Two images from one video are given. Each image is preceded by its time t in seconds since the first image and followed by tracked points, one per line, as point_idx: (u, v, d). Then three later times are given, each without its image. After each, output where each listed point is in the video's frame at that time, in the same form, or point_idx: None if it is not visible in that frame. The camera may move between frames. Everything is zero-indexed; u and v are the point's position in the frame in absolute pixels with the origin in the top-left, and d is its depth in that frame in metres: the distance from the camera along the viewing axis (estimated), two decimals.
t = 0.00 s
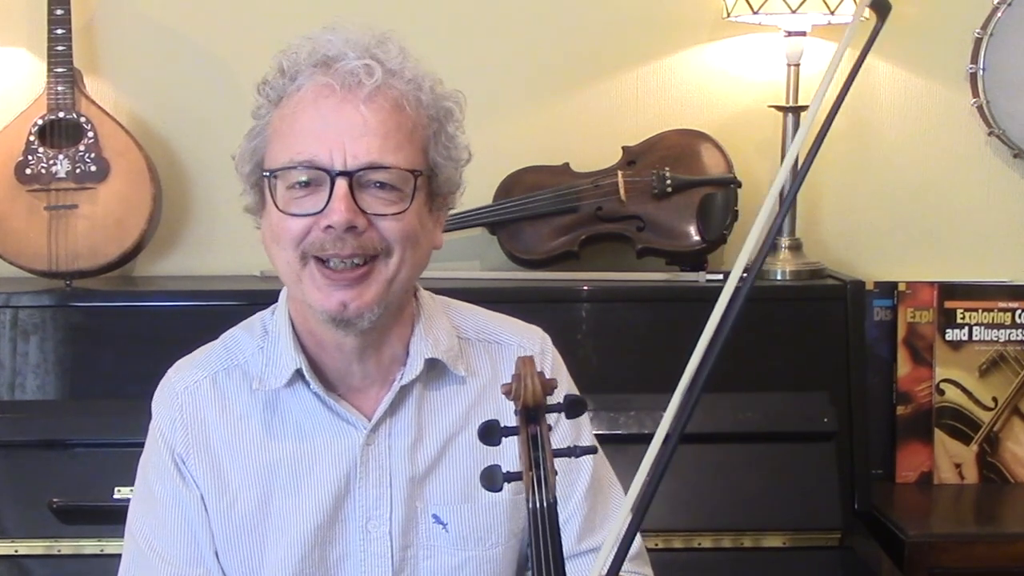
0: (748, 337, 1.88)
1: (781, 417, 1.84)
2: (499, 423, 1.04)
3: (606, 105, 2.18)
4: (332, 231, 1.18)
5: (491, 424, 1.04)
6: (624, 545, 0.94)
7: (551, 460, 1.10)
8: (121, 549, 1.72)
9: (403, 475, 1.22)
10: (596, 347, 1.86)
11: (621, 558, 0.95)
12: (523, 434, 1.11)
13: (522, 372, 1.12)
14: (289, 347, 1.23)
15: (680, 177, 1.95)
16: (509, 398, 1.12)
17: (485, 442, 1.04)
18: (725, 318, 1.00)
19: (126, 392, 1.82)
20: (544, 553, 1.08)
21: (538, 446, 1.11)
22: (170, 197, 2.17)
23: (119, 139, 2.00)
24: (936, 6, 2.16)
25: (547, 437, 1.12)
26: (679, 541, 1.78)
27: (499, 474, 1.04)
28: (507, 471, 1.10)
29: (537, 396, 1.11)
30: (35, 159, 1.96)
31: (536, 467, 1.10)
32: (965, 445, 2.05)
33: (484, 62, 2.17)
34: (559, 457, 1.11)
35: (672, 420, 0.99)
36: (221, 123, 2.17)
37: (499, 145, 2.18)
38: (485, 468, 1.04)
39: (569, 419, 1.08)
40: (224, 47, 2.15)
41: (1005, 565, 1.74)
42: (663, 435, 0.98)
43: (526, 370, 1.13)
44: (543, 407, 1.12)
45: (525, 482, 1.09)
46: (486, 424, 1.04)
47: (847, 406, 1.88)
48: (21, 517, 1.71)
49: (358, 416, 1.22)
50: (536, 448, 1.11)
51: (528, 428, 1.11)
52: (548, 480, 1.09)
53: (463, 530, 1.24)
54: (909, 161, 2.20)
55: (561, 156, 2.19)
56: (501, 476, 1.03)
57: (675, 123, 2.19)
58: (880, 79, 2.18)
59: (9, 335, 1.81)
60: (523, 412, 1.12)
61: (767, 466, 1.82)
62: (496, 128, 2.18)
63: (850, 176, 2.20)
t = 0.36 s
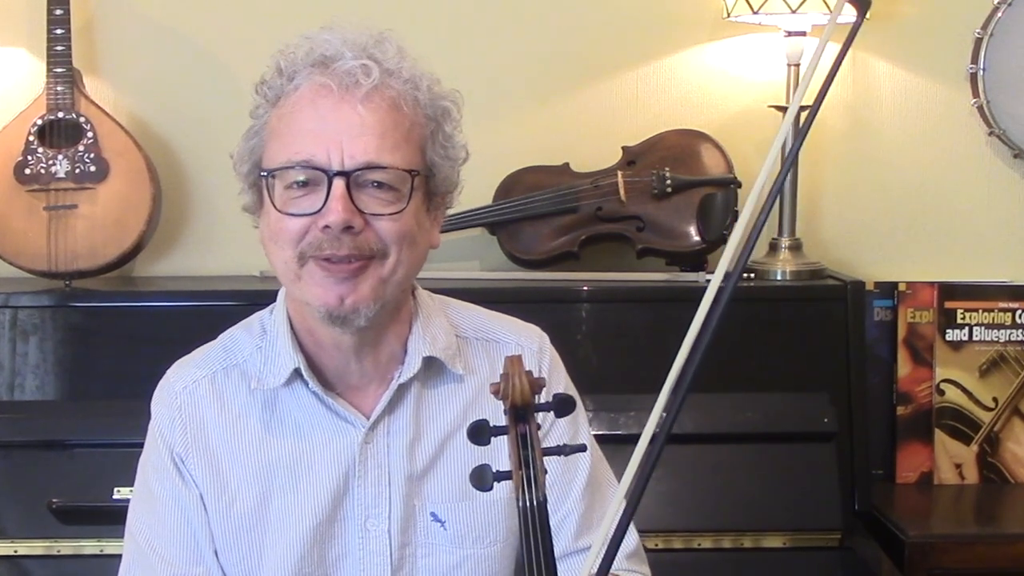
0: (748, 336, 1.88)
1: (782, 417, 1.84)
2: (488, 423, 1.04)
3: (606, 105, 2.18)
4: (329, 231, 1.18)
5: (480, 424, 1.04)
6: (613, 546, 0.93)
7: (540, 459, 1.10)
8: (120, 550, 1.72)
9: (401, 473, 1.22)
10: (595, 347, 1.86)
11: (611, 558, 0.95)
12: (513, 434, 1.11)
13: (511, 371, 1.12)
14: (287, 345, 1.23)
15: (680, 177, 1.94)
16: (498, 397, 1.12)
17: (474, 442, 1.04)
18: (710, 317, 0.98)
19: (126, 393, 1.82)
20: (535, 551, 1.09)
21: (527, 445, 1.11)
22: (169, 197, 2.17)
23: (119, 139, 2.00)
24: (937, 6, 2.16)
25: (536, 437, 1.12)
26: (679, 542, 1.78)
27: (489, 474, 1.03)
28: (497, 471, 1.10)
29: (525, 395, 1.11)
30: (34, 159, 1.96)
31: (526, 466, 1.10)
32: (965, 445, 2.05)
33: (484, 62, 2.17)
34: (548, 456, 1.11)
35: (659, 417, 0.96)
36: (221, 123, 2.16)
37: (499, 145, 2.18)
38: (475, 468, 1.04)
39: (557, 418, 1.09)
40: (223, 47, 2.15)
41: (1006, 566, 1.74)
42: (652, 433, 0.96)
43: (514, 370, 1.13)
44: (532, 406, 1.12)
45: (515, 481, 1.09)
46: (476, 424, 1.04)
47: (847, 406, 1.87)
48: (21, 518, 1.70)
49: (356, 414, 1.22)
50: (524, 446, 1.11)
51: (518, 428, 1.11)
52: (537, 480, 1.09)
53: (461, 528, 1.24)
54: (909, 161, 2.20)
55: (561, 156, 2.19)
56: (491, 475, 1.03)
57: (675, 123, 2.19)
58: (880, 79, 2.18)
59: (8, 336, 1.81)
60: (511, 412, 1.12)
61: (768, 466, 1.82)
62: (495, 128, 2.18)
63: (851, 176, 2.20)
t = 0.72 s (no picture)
0: (748, 337, 1.88)
1: (782, 417, 1.83)
2: (491, 424, 1.05)
3: (606, 105, 2.18)
4: (335, 257, 1.16)
5: (483, 425, 1.05)
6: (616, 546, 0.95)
7: (544, 460, 1.11)
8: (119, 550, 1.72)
9: (401, 475, 1.22)
10: (596, 347, 1.86)
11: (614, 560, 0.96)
12: (516, 434, 1.11)
13: (514, 371, 1.13)
14: (286, 349, 1.23)
15: (680, 177, 1.94)
16: (502, 397, 1.12)
17: (477, 442, 1.05)
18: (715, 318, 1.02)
19: (125, 393, 1.81)
20: (535, 553, 1.08)
21: (530, 445, 1.11)
22: (169, 197, 2.17)
23: (118, 139, 2.00)
24: (937, 5, 2.15)
25: (540, 437, 1.13)
26: (679, 542, 1.78)
27: (492, 475, 1.05)
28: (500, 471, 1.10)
29: (529, 395, 1.11)
30: (34, 160, 1.96)
31: (529, 466, 1.10)
32: (965, 446, 2.05)
33: (484, 62, 2.16)
34: (551, 456, 1.12)
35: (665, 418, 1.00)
36: (220, 123, 2.16)
37: (499, 145, 2.18)
38: (478, 468, 1.05)
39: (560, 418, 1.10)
40: (223, 47, 2.14)
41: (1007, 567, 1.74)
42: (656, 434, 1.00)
43: (518, 370, 1.14)
44: (536, 407, 1.13)
45: (518, 481, 1.10)
46: (479, 424, 1.05)
47: (847, 406, 1.87)
48: (19, 518, 1.70)
49: (356, 416, 1.22)
50: (529, 447, 1.11)
51: (520, 428, 1.12)
52: (541, 480, 1.09)
53: (461, 528, 1.23)
54: (909, 161, 2.20)
55: (561, 156, 2.19)
56: (493, 476, 1.05)
57: (675, 124, 2.19)
58: (880, 79, 2.18)
59: (7, 336, 1.81)
60: (515, 413, 1.12)
61: (768, 466, 1.81)
62: (495, 128, 2.18)
63: (851, 176, 2.20)
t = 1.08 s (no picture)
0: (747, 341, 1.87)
1: (783, 420, 1.83)
2: (510, 417, 1.04)
3: (606, 105, 2.18)
4: (350, 301, 1.12)
5: (502, 418, 1.04)
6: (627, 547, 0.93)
7: (561, 452, 1.09)
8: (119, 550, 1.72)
9: (402, 478, 1.22)
10: (596, 348, 1.86)
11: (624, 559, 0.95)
12: (533, 428, 1.10)
13: (532, 366, 1.12)
14: (281, 360, 1.22)
15: (680, 178, 1.94)
16: (519, 391, 1.12)
17: (496, 435, 1.04)
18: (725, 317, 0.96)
19: (124, 393, 1.81)
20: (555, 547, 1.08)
21: (548, 439, 1.10)
22: (169, 198, 2.17)
23: (118, 140, 1.99)
24: (936, 6, 2.15)
25: (557, 432, 1.11)
26: (679, 543, 1.78)
27: (509, 467, 1.03)
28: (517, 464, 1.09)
29: (547, 389, 1.10)
30: (33, 160, 1.96)
31: (547, 460, 1.09)
32: (966, 446, 2.04)
33: (484, 62, 2.16)
34: (569, 450, 1.09)
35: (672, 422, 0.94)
36: (220, 123, 2.16)
37: (499, 145, 2.18)
38: (496, 462, 1.03)
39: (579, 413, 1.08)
40: (222, 47, 2.14)
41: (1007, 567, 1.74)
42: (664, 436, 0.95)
43: (536, 365, 1.13)
44: (553, 401, 1.12)
45: (536, 475, 1.08)
46: (497, 418, 1.04)
47: (847, 407, 1.87)
48: (19, 519, 1.70)
49: (355, 425, 1.22)
50: (547, 441, 1.10)
51: (540, 422, 1.10)
52: (558, 474, 1.08)
53: (464, 531, 1.23)
54: (909, 161, 2.20)
55: (561, 157, 2.18)
56: (512, 469, 1.03)
57: (675, 124, 2.19)
58: (880, 79, 2.18)
59: (6, 336, 1.80)
60: (533, 407, 1.11)
61: (769, 470, 1.81)
62: (495, 129, 2.17)
63: (851, 176, 2.20)
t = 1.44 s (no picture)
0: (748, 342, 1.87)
1: (783, 421, 1.83)
2: (533, 424, 1.04)
3: (606, 105, 2.18)
4: (357, 300, 1.12)
5: (524, 425, 1.04)
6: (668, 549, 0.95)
7: (583, 462, 1.10)
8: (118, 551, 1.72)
9: (401, 486, 1.22)
10: (595, 348, 1.86)
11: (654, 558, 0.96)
12: (557, 437, 1.10)
13: (560, 373, 1.12)
14: (283, 357, 1.22)
15: (680, 178, 1.94)
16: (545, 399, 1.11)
17: (518, 443, 1.04)
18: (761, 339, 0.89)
19: (124, 393, 1.81)
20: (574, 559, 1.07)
21: (571, 449, 1.10)
22: (169, 198, 2.17)
23: (117, 140, 1.99)
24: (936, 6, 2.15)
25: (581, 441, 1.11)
26: (679, 543, 1.78)
27: (530, 475, 1.04)
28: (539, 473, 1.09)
29: (574, 399, 1.10)
30: (33, 160, 1.96)
31: (569, 469, 1.09)
32: (966, 447, 2.04)
33: (483, 62, 2.16)
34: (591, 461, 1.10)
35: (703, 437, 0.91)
36: (220, 124, 2.16)
37: (499, 145, 2.18)
38: (516, 470, 1.04)
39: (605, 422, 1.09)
40: (222, 47, 2.14)
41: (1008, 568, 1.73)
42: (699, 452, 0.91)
43: (565, 372, 1.13)
44: (579, 409, 1.11)
45: (558, 485, 1.09)
46: (520, 426, 1.04)
47: (847, 406, 1.87)
48: (18, 519, 1.70)
49: (354, 427, 1.21)
50: (569, 450, 1.10)
51: (564, 431, 1.11)
52: (580, 485, 1.08)
53: (462, 536, 1.23)
54: (909, 161, 2.20)
55: (561, 157, 2.18)
56: (532, 476, 1.04)
57: (675, 124, 2.18)
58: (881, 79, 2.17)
59: (6, 336, 1.80)
60: (558, 415, 1.11)
61: (768, 471, 1.81)
62: (495, 128, 2.17)
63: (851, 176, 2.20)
